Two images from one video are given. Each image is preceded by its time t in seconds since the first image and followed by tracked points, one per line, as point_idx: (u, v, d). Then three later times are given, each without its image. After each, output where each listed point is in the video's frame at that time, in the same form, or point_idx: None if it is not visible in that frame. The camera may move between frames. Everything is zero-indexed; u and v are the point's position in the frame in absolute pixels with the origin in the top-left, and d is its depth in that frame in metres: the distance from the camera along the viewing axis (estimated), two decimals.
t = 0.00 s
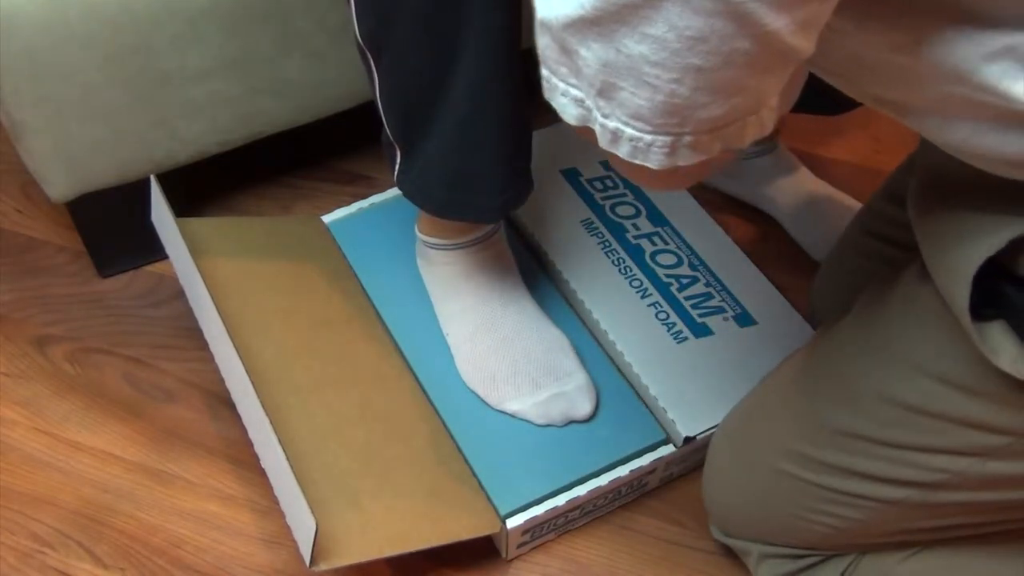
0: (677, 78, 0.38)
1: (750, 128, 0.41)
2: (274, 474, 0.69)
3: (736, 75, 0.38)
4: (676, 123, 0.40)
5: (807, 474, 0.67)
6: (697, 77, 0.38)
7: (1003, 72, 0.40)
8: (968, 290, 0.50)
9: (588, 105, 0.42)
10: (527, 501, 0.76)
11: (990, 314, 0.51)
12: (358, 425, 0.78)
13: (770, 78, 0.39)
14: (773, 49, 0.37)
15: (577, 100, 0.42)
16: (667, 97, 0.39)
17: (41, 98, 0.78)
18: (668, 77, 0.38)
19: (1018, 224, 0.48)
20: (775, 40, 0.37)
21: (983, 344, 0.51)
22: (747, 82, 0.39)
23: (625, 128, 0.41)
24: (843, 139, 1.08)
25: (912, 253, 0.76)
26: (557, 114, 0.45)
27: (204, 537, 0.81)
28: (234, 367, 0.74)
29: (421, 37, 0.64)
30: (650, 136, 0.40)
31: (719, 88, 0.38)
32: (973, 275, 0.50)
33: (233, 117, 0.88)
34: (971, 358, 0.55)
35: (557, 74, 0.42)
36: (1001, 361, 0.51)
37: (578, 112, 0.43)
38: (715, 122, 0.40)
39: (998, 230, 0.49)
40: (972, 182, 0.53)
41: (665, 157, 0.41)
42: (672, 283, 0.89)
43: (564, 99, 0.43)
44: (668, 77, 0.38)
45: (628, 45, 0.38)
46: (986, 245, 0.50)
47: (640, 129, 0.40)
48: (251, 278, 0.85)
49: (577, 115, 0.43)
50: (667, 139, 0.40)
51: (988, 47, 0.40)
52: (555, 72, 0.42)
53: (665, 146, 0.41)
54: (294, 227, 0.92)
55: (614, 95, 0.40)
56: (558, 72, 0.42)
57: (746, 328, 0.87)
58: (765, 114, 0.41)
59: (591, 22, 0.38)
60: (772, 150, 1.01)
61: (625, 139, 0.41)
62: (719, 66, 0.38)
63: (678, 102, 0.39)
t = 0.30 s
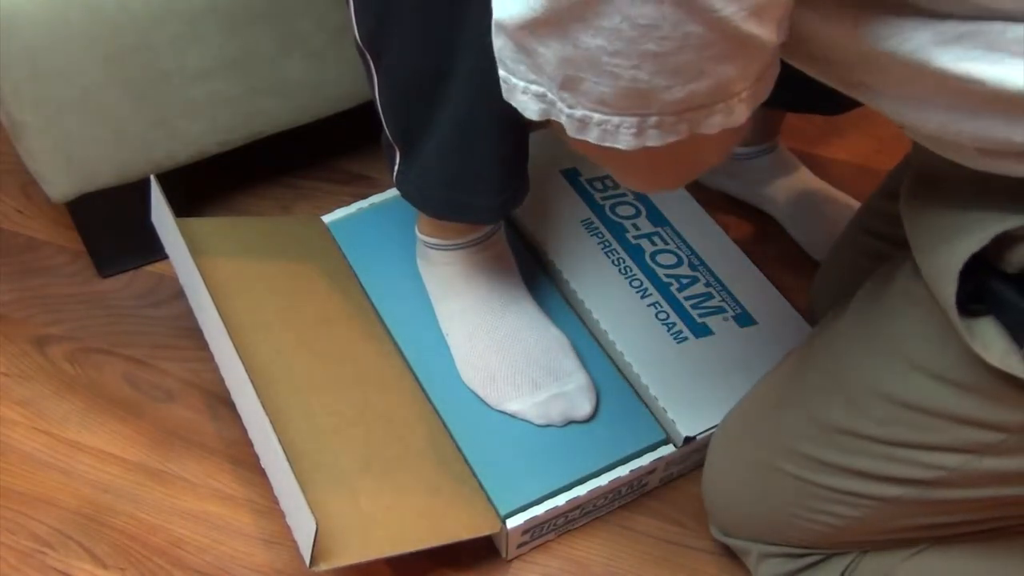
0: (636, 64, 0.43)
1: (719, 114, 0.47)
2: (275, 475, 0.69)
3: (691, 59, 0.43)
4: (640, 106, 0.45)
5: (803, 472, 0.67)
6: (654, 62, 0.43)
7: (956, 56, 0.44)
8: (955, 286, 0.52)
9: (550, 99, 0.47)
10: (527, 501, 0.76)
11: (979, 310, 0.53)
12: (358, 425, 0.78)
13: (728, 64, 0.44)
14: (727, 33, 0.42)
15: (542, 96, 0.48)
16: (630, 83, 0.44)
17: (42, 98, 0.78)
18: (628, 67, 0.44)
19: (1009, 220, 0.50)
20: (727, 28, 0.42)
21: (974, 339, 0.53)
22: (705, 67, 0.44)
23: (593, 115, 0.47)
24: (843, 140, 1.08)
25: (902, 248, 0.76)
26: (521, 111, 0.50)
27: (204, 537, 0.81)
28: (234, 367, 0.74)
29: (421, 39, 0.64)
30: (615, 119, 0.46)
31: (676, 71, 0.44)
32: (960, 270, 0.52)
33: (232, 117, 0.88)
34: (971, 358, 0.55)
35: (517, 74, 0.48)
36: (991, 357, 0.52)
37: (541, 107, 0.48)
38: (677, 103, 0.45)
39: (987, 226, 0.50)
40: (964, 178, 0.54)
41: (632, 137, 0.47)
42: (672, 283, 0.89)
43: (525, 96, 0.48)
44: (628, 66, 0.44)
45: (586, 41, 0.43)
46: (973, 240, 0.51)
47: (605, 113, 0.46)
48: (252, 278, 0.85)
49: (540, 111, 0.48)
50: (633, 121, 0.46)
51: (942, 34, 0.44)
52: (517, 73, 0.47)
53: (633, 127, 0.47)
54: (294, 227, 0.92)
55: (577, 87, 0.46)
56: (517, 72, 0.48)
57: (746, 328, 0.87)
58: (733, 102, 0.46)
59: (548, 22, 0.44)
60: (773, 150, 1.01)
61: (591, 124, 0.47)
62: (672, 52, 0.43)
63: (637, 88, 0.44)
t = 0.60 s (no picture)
0: (606, 63, 0.43)
1: (699, 109, 0.46)
2: (275, 476, 0.69)
3: (659, 53, 0.43)
4: (617, 103, 0.45)
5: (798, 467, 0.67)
6: (623, 59, 0.43)
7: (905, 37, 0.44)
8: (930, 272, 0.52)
9: (531, 106, 0.47)
10: (527, 501, 0.76)
11: (958, 296, 0.53)
12: (358, 426, 0.78)
13: (699, 58, 0.43)
14: (692, 27, 0.42)
15: (523, 104, 0.48)
16: (604, 82, 0.44)
17: (41, 99, 0.78)
18: (599, 66, 0.44)
19: (980, 203, 0.51)
20: (691, 20, 0.42)
21: (953, 324, 0.53)
22: (676, 62, 0.43)
23: (574, 116, 0.47)
24: (843, 140, 1.08)
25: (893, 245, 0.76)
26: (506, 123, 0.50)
27: (204, 537, 0.81)
28: (234, 369, 0.75)
29: (419, 41, 0.64)
30: (596, 117, 0.46)
31: (646, 66, 0.43)
32: (934, 256, 0.52)
33: (232, 117, 0.88)
34: (970, 355, 0.55)
35: (497, 89, 0.48)
36: (971, 341, 0.52)
37: (524, 115, 0.48)
38: (653, 100, 0.45)
39: (959, 211, 0.51)
40: (936, 168, 0.55)
41: (616, 134, 0.47)
42: (672, 283, 0.89)
43: (508, 106, 0.48)
44: (599, 64, 0.43)
45: (555, 46, 0.43)
46: (947, 225, 0.52)
47: (585, 112, 0.46)
48: (252, 279, 0.85)
49: (524, 120, 0.48)
50: (614, 118, 0.46)
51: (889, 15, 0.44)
52: (496, 86, 0.48)
53: (615, 123, 0.46)
54: (293, 227, 0.92)
55: (555, 90, 0.46)
56: (497, 85, 0.48)
57: (746, 328, 0.87)
58: (711, 97, 0.46)
59: (513, 33, 0.44)
60: (772, 151, 1.00)
61: (574, 125, 0.47)
62: (640, 47, 0.43)
63: (612, 85, 0.44)
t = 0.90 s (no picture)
0: (583, 52, 0.43)
1: (681, 96, 0.46)
2: (275, 476, 0.69)
3: (634, 39, 0.43)
4: (600, 93, 0.45)
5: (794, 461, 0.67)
6: (600, 48, 0.43)
7: (869, 28, 0.43)
8: (906, 256, 0.52)
9: (519, 104, 0.48)
10: (526, 501, 0.76)
11: (937, 279, 0.53)
12: (358, 426, 0.78)
13: (675, 43, 0.43)
14: (665, 10, 0.42)
15: (511, 102, 0.48)
16: (583, 72, 0.44)
17: (41, 99, 0.78)
18: (577, 56, 0.43)
19: (953, 187, 0.51)
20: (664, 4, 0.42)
21: (931, 307, 0.53)
22: (653, 47, 0.43)
23: (559, 109, 0.47)
24: (843, 140, 1.08)
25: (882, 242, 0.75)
26: (496, 123, 0.50)
27: (204, 537, 0.81)
28: (234, 369, 0.75)
29: (420, 43, 0.63)
30: (582, 109, 0.46)
31: (622, 53, 0.43)
32: (908, 238, 0.53)
33: (232, 117, 0.88)
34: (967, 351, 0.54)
35: (486, 88, 0.48)
36: (948, 323, 0.52)
37: (512, 115, 0.48)
38: (632, 87, 0.45)
39: (930, 193, 0.52)
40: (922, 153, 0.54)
41: (602, 126, 0.47)
42: (672, 283, 0.89)
43: (497, 106, 0.48)
44: (577, 54, 0.43)
45: (532, 37, 0.43)
46: (919, 207, 0.52)
47: (570, 105, 0.46)
48: (252, 279, 0.85)
49: (513, 120, 0.49)
50: (599, 109, 0.46)
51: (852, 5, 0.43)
52: (485, 84, 0.48)
53: (601, 114, 0.46)
54: (293, 227, 0.92)
55: (539, 83, 0.46)
56: (485, 84, 0.48)
57: (746, 327, 0.87)
58: (692, 83, 0.45)
59: (492, 28, 0.44)
60: (771, 151, 1.00)
61: (562, 119, 0.47)
62: (615, 33, 0.42)
63: (592, 75, 0.44)
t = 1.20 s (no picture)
0: (575, 41, 0.43)
1: (675, 83, 0.46)
2: (275, 476, 0.69)
3: (624, 24, 0.43)
4: (595, 82, 0.45)
5: (793, 451, 0.67)
6: (591, 36, 0.43)
7: (856, 15, 0.44)
8: (890, 232, 0.53)
9: (516, 100, 0.48)
10: (526, 501, 0.76)
11: (923, 258, 0.53)
12: (358, 426, 0.78)
13: (665, 26, 0.43)
14: None
15: (508, 99, 0.48)
16: (576, 62, 0.44)
17: (41, 99, 0.78)
18: (569, 45, 0.43)
19: (934, 165, 0.52)
20: None
21: (918, 285, 0.53)
22: (643, 32, 0.43)
23: (556, 101, 0.47)
24: (843, 140, 1.08)
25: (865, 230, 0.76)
26: (494, 122, 0.50)
27: (204, 537, 0.81)
28: (234, 369, 0.74)
29: (423, 46, 0.63)
30: (579, 99, 0.46)
31: (613, 40, 0.43)
32: (892, 217, 0.53)
33: (232, 117, 0.88)
34: (976, 351, 0.54)
35: (483, 85, 0.48)
36: (935, 301, 0.53)
37: (510, 112, 0.48)
38: (626, 75, 0.45)
39: (912, 172, 0.53)
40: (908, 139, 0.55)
41: (599, 116, 0.47)
42: (672, 283, 0.89)
43: (495, 104, 0.48)
44: (569, 44, 0.43)
45: (525, 28, 0.44)
46: (901, 186, 0.53)
47: (567, 96, 0.46)
48: (252, 279, 0.85)
49: (511, 118, 0.49)
50: (595, 98, 0.46)
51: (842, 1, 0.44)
52: (483, 82, 0.48)
53: (597, 103, 0.46)
54: (293, 227, 0.92)
55: (535, 76, 0.46)
56: (483, 82, 0.48)
57: (747, 328, 0.87)
58: (686, 68, 0.45)
59: (486, 20, 0.45)
60: (771, 151, 1.00)
61: (560, 111, 0.47)
62: (605, 20, 0.43)
63: (585, 65, 0.44)
